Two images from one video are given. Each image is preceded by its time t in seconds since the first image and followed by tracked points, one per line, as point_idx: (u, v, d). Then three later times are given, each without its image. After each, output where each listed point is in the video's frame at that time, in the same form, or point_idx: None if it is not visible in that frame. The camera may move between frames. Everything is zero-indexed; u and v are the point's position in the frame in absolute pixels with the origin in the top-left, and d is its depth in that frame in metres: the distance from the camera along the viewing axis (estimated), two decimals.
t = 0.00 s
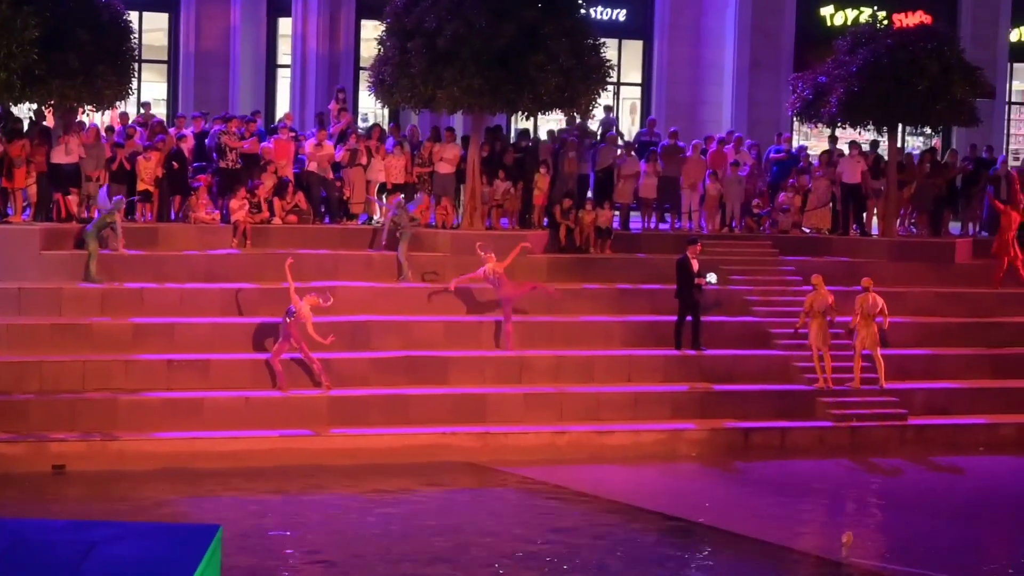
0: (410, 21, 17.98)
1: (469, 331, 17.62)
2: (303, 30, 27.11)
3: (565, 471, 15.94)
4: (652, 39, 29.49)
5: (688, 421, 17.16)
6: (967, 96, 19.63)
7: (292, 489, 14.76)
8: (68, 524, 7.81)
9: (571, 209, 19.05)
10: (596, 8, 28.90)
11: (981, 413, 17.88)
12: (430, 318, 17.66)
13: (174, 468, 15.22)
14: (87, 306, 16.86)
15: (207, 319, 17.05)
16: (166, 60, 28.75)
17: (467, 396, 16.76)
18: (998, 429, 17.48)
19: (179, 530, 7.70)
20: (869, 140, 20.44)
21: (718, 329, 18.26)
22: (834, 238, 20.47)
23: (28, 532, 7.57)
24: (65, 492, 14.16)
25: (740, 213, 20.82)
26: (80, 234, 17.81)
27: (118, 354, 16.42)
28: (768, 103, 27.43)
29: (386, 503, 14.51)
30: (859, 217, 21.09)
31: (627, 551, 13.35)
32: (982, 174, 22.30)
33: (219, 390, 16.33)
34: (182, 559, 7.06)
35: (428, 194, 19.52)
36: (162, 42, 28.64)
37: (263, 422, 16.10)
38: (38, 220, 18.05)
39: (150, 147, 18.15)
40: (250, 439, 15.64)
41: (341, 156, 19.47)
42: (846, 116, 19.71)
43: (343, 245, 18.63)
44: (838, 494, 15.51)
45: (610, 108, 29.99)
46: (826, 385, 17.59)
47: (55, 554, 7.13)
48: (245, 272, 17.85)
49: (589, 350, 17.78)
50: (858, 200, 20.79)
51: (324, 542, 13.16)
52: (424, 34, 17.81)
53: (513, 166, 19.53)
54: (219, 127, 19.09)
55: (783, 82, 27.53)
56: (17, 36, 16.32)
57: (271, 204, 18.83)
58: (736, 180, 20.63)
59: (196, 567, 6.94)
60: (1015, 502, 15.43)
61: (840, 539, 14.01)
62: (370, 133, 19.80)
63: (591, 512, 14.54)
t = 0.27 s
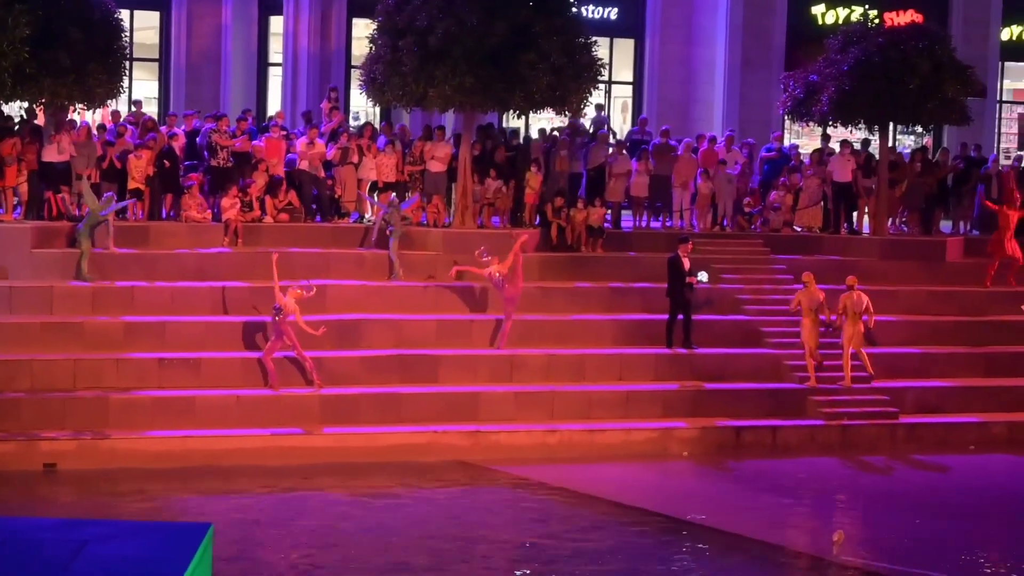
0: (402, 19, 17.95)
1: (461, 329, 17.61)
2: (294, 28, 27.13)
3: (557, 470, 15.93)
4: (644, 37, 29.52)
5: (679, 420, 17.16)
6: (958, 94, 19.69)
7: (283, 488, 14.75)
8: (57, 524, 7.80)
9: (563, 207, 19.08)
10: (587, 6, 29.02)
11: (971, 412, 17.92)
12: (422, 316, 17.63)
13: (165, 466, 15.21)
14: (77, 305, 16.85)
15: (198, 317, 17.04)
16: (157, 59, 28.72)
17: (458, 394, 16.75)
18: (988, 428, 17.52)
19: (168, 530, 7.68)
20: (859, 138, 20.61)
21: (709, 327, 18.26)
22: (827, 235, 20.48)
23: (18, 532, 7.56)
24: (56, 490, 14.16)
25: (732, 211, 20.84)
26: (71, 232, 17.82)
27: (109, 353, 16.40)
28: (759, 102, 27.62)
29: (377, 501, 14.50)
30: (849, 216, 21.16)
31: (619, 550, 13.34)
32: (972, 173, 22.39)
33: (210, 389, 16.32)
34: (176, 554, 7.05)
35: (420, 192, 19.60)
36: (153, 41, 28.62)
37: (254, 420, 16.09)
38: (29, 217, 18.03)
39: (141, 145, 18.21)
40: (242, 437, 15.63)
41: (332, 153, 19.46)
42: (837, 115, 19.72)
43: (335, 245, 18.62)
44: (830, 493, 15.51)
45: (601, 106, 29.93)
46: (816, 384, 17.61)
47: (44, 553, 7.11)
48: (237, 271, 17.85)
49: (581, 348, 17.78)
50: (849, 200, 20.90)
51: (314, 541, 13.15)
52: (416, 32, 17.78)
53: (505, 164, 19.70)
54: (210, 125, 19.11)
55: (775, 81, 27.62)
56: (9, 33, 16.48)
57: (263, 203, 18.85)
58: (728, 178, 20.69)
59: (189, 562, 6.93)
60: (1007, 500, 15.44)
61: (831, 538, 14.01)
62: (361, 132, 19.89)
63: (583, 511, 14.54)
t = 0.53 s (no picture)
0: (391, 17, 17.99)
1: (451, 328, 17.61)
2: (284, 27, 27.11)
3: (546, 469, 15.92)
4: (633, 36, 29.57)
5: (669, 419, 17.14)
6: (947, 93, 19.73)
7: (272, 487, 14.72)
8: (47, 523, 7.77)
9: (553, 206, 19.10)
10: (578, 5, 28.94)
11: (961, 410, 17.94)
12: (412, 315, 17.64)
13: (154, 465, 15.18)
14: (66, 303, 16.83)
15: (187, 315, 17.02)
16: (146, 57, 28.68)
17: (447, 393, 16.74)
18: (978, 427, 17.54)
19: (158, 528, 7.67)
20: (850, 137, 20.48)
21: (698, 326, 18.27)
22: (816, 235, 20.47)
23: (8, 530, 7.53)
24: (44, 489, 14.12)
25: (721, 210, 20.86)
26: (60, 230, 17.82)
27: (97, 351, 16.37)
28: (750, 101, 27.44)
29: (365, 500, 14.48)
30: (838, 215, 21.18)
31: (608, 549, 13.33)
32: (961, 171, 22.65)
33: (199, 387, 16.29)
34: (165, 554, 7.03)
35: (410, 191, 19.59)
36: (142, 39, 28.59)
37: (244, 419, 16.07)
38: (18, 216, 18.02)
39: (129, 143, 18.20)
40: (231, 436, 15.59)
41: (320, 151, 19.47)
42: (827, 114, 19.78)
43: (324, 244, 18.64)
44: (821, 491, 15.51)
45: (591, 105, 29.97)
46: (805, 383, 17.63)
47: (34, 552, 7.09)
48: (226, 269, 17.84)
49: (570, 347, 17.78)
50: (838, 199, 20.92)
51: (303, 540, 13.13)
52: (405, 31, 17.81)
53: (494, 163, 19.73)
54: (200, 124, 19.13)
55: (764, 81, 27.46)
56: None
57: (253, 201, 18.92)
58: (717, 177, 20.72)
59: (178, 560, 6.91)
60: (996, 499, 15.44)
61: (821, 536, 14.01)
62: (351, 130, 19.89)
63: (572, 510, 14.53)
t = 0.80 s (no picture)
0: (381, 16, 18.04)
1: (442, 327, 17.60)
2: (274, 26, 27.10)
3: (537, 468, 15.91)
4: (623, 34, 29.59)
5: (660, 418, 17.15)
6: (937, 92, 19.75)
7: (263, 486, 14.71)
8: (39, 523, 7.73)
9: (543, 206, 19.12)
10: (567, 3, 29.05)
11: (951, 409, 17.96)
12: (402, 314, 17.64)
13: (144, 465, 15.17)
14: (56, 303, 16.82)
15: (178, 315, 17.01)
16: (136, 56, 28.66)
17: (438, 392, 16.73)
18: (968, 426, 17.55)
19: (150, 528, 7.64)
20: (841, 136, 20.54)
21: (689, 325, 18.28)
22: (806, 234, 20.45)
23: None
24: (34, 489, 14.11)
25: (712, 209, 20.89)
26: (49, 229, 17.81)
27: (87, 351, 16.37)
28: (741, 100, 27.46)
29: (356, 500, 14.47)
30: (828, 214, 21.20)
31: (599, 548, 13.32)
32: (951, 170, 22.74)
33: (190, 387, 16.28)
34: (154, 555, 7.04)
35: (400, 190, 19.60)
36: (132, 38, 28.58)
37: (234, 418, 16.05)
38: (8, 215, 18.02)
39: (119, 142, 18.18)
40: (221, 435, 15.58)
41: (310, 152, 19.43)
42: (817, 113, 19.81)
43: (314, 243, 18.64)
44: (811, 490, 15.52)
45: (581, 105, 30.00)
46: (796, 382, 17.63)
47: (26, 553, 7.05)
48: (216, 269, 17.83)
49: (561, 346, 17.78)
50: (829, 197, 20.93)
51: (294, 539, 13.12)
52: (395, 30, 17.86)
53: (484, 162, 19.76)
54: (190, 123, 19.14)
55: (754, 79, 27.44)
56: None
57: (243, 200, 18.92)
58: (707, 176, 20.76)
59: (167, 561, 6.92)
60: (988, 497, 15.45)
61: (811, 535, 14.02)
62: (341, 130, 19.90)
63: (562, 508, 14.53)
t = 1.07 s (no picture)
0: (372, 15, 18.10)
1: (433, 326, 17.60)
2: (265, 25, 27.10)
3: (529, 467, 15.90)
4: (614, 33, 29.61)
5: (651, 416, 17.15)
6: (928, 91, 19.78)
7: (254, 485, 14.70)
8: (31, 522, 7.71)
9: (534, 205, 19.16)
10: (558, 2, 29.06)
11: (942, 407, 17.98)
12: (393, 313, 17.64)
13: (135, 464, 15.15)
14: (46, 302, 16.80)
15: (169, 314, 17.00)
16: (127, 55, 28.66)
17: (430, 391, 16.72)
18: (959, 424, 17.58)
19: (144, 527, 7.62)
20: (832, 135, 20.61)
21: (680, 323, 18.29)
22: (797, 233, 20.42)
23: None
24: (25, 489, 14.09)
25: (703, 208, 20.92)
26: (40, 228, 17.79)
27: (78, 350, 16.35)
28: (731, 98, 27.51)
29: (347, 499, 14.45)
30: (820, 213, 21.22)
31: (591, 547, 13.31)
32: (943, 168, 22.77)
33: (181, 386, 16.27)
34: (147, 554, 7.04)
35: (391, 189, 19.61)
36: (123, 37, 28.57)
37: (225, 418, 16.03)
38: None
39: (109, 142, 18.17)
40: (212, 435, 15.57)
41: (302, 150, 19.48)
42: (808, 112, 19.83)
43: (304, 242, 18.62)
44: (802, 489, 15.53)
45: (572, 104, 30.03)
46: (788, 381, 17.64)
47: (18, 552, 7.04)
48: (208, 268, 17.82)
49: (552, 344, 17.79)
50: (821, 196, 20.94)
51: (285, 539, 13.10)
52: (386, 29, 17.93)
53: (475, 161, 19.79)
54: (181, 122, 19.14)
55: (745, 77, 27.49)
56: None
57: (233, 199, 18.88)
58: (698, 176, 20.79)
59: (161, 559, 6.93)
60: (980, 496, 15.46)
61: (802, 534, 14.03)
62: (333, 129, 19.91)
63: (553, 507, 14.53)
